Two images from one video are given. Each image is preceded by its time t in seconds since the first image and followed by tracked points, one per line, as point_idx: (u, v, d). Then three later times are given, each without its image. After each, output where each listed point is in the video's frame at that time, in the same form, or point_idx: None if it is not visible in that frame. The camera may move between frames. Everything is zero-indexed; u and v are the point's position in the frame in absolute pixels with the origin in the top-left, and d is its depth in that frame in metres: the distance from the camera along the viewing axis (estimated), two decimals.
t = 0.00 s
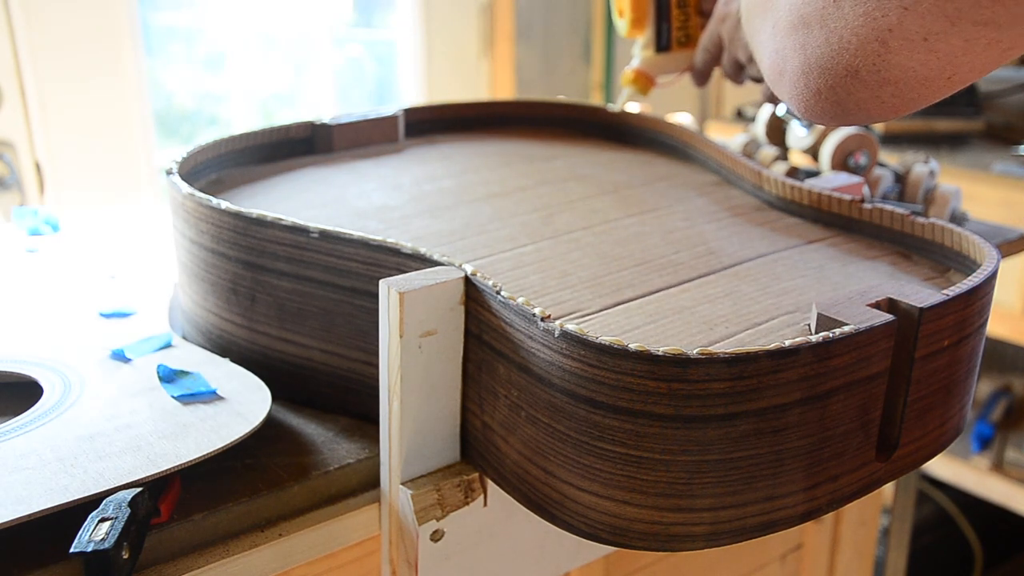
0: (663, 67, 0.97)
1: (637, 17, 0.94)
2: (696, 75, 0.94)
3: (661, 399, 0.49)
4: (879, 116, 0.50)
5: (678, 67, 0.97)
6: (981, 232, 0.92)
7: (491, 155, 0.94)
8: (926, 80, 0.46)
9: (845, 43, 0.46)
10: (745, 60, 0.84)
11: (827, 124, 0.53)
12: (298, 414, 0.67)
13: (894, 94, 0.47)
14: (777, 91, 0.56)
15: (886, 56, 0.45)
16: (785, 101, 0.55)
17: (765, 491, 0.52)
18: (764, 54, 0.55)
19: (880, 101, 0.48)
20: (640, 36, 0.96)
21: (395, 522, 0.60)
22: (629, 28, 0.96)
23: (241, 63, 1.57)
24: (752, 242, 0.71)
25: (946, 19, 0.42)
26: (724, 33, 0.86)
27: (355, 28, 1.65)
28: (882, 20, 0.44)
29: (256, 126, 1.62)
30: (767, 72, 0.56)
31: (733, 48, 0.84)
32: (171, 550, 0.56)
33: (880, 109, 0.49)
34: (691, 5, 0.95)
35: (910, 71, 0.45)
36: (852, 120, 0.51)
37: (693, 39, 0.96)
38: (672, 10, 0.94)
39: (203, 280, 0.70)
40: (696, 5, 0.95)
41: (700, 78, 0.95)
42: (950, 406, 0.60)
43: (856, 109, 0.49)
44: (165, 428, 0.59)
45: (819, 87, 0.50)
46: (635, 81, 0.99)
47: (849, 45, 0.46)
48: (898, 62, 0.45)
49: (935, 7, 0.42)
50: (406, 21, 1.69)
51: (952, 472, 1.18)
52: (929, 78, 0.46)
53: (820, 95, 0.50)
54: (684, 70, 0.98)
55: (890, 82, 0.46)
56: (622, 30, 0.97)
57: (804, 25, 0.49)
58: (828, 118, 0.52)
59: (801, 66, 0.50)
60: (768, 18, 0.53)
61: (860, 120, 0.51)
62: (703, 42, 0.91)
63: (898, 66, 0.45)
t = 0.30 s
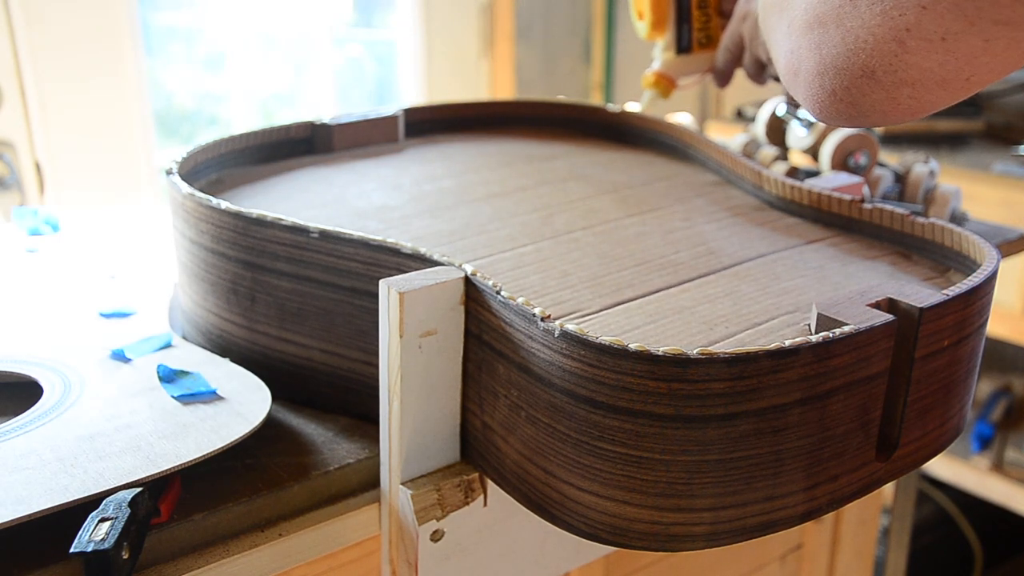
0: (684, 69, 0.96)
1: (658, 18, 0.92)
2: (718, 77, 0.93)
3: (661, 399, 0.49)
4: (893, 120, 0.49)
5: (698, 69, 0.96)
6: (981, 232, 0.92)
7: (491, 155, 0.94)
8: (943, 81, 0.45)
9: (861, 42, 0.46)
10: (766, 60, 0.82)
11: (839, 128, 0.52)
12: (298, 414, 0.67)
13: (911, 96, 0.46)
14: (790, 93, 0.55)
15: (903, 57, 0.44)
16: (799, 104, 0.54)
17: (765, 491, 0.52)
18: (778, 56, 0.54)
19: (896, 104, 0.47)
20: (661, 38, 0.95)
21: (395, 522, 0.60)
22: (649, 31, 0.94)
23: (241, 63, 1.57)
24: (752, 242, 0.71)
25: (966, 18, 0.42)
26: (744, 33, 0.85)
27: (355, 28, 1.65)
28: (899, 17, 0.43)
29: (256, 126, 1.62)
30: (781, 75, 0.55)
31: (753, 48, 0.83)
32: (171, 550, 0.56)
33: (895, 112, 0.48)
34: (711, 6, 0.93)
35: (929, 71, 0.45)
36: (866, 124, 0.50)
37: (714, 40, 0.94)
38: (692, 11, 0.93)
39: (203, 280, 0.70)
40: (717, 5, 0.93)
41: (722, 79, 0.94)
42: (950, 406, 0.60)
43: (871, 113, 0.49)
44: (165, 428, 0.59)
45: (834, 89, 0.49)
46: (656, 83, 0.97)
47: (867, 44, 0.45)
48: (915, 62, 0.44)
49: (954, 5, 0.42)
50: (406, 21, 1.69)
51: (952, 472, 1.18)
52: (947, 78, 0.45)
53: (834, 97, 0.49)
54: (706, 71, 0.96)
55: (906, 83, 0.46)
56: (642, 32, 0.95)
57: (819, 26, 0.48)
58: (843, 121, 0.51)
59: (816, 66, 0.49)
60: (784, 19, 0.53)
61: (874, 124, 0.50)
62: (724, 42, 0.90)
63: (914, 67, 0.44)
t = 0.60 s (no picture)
0: (695, 73, 0.94)
1: (670, 22, 0.91)
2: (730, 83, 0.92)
3: (661, 399, 0.49)
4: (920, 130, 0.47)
5: (711, 75, 0.94)
6: (981, 232, 0.92)
7: (491, 155, 0.94)
8: (973, 91, 0.43)
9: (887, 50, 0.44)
10: (780, 67, 0.82)
11: (864, 137, 0.50)
12: (298, 414, 0.67)
13: (939, 106, 0.44)
14: (813, 102, 0.53)
15: (931, 66, 0.42)
16: (822, 113, 0.52)
17: (765, 491, 0.52)
18: (800, 64, 0.52)
19: (923, 114, 0.45)
20: (673, 42, 0.93)
21: (395, 522, 0.60)
22: (662, 34, 0.93)
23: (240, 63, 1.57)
24: (752, 242, 0.71)
25: (998, 25, 0.40)
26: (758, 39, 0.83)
27: (355, 28, 1.65)
28: (928, 24, 0.41)
29: (256, 126, 1.62)
30: (802, 82, 0.53)
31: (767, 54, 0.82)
32: (171, 550, 0.57)
33: (924, 122, 0.46)
34: (726, 10, 0.92)
35: (958, 81, 0.42)
36: (892, 134, 0.48)
37: (728, 45, 0.93)
38: (707, 15, 0.92)
39: (203, 280, 0.70)
40: (731, 10, 0.92)
41: (734, 86, 0.93)
42: (950, 406, 0.60)
43: (897, 122, 0.47)
44: (165, 428, 0.59)
45: (858, 99, 0.47)
46: (666, 87, 0.96)
47: (894, 52, 0.43)
48: (944, 72, 0.42)
49: (985, 10, 0.40)
50: (406, 21, 1.69)
51: (952, 472, 1.18)
52: (977, 88, 0.43)
53: (858, 107, 0.47)
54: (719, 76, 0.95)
55: (934, 93, 0.44)
56: (654, 35, 0.94)
57: (843, 33, 0.46)
58: (867, 132, 0.49)
59: (839, 75, 0.47)
60: (808, 24, 0.51)
61: (901, 133, 0.48)
62: (736, 47, 0.88)
63: (942, 76, 0.42)
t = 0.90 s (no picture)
0: (692, 75, 0.94)
1: (670, 22, 0.90)
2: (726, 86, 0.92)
3: (661, 399, 0.49)
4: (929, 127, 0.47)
5: (707, 77, 0.94)
6: (981, 232, 0.92)
7: (491, 155, 0.94)
8: (984, 89, 0.43)
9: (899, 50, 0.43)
10: (777, 72, 0.81)
11: (871, 135, 0.50)
12: (298, 414, 0.67)
13: (949, 104, 0.44)
14: (818, 101, 0.53)
15: (942, 65, 0.42)
16: (828, 112, 0.52)
17: (765, 491, 0.52)
18: (806, 63, 0.52)
19: (933, 112, 0.45)
20: (671, 43, 0.92)
21: (395, 522, 0.60)
22: (660, 35, 0.92)
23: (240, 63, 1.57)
24: (752, 242, 0.71)
25: (1010, 22, 0.40)
26: (756, 43, 0.83)
27: (355, 28, 1.65)
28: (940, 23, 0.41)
29: (256, 126, 1.62)
30: (808, 81, 0.53)
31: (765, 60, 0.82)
32: (171, 550, 0.56)
33: (933, 119, 0.46)
34: (724, 13, 0.92)
35: (971, 78, 0.42)
36: (900, 132, 0.48)
37: (725, 48, 0.93)
38: (705, 18, 0.91)
39: (203, 280, 0.70)
40: (730, 13, 0.92)
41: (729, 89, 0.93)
42: (950, 406, 0.60)
43: (907, 120, 0.46)
44: (165, 428, 0.59)
45: (867, 98, 0.47)
46: (661, 88, 0.95)
47: (906, 52, 0.43)
48: (956, 70, 0.42)
49: (998, 9, 0.40)
50: (406, 21, 1.69)
51: (952, 472, 1.18)
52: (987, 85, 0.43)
53: (867, 106, 0.47)
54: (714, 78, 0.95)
55: (945, 92, 0.44)
56: (653, 35, 0.93)
57: (852, 32, 0.46)
58: (875, 129, 0.49)
59: (848, 74, 0.47)
60: (814, 24, 0.50)
61: (909, 131, 0.48)
62: (735, 51, 0.88)
63: (954, 75, 0.42)
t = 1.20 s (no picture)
0: (675, 74, 0.94)
1: (654, 21, 0.90)
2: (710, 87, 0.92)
3: (661, 399, 0.49)
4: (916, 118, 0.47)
5: (691, 77, 0.94)
6: (981, 232, 0.92)
7: (491, 155, 0.94)
8: (968, 84, 0.43)
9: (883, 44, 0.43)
10: (758, 74, 0.83)
11: (861, 127, 0.50)
12: (298, 414, 0.67)
13: (933, 97, 0.44)
14: (806, 95, 0.53)
15: (925, 59, 0.42)
16: (817, 105, 0.52)
17: (765, 491, 0.52)
18: (794, 57, 0.52)
19: (918, 105, 0.45)
20: (656, 41, 0.92)
21: (395, 522, 0.60)
22: (646, 32, 0.91)
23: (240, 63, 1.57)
24: (752, 242, 0.71)
25: (992, 19, 0.39)
26: (738, 46, 0.84)
27: (355, 28, 1.65)
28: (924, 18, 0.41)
29: (256, 126, 1.62)
30: (796, 75, 0.53)
31: (747, 62, 0.83)
32: (171, 550, 0.56)
33: (919, 111, 0.46)
34: (709, 14, 0.91)
35: (954, 74, 0.42)
36: (888, 124, 0.48)
37: (709, 49, 0.92)
38: (691, 18, 0.91)
39: (203, 280, 0.70)
40: (715, 14, 0.91)
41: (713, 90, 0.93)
42: (950, 406, 0.60)
43: (893, 112, 0.47)
44: (165, 428, 0.59)
45: (853, 91, 0.47)
46: (646, 86, 0.95)
47: (890, 46, 0.43)
48: (938, 64, 0.42)
49: (980, 5, 0.39)
50: (406, 21, 1.69)
51: (952, 472, 1.18)
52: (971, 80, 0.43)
53: (854, 99, 0.47)
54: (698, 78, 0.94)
55: (928, 85, 0.44)
56: (639, 33, 0.93)
57: (839, 26, 0.46)
58: (863, 122, 0.49)
59: (835, 68, 0.47)
60: (801, 18, 0.50)
61: (897, 123, 0.48)
62: (718, 53, 0.88)
63: (937, 70, 0.42)
